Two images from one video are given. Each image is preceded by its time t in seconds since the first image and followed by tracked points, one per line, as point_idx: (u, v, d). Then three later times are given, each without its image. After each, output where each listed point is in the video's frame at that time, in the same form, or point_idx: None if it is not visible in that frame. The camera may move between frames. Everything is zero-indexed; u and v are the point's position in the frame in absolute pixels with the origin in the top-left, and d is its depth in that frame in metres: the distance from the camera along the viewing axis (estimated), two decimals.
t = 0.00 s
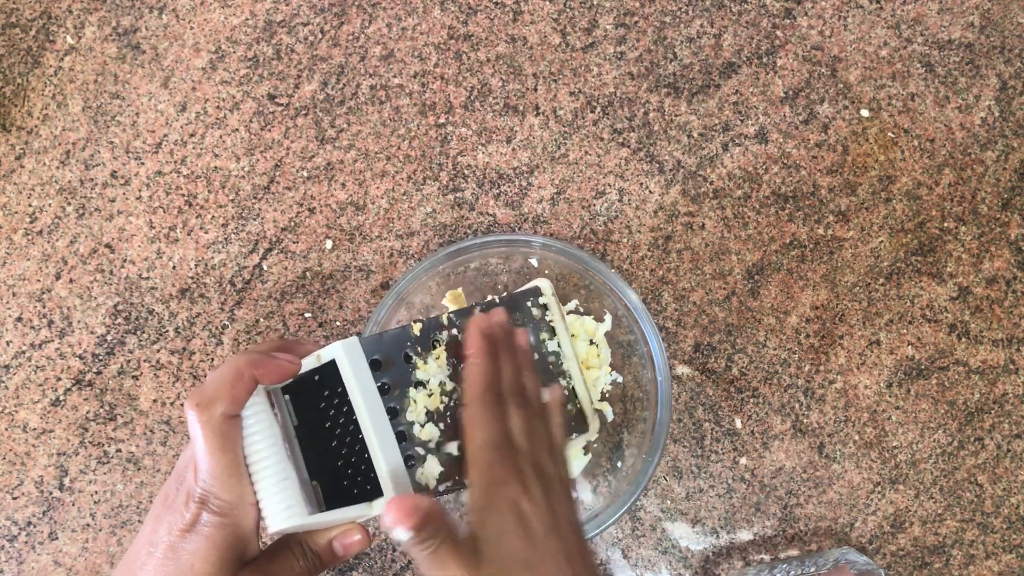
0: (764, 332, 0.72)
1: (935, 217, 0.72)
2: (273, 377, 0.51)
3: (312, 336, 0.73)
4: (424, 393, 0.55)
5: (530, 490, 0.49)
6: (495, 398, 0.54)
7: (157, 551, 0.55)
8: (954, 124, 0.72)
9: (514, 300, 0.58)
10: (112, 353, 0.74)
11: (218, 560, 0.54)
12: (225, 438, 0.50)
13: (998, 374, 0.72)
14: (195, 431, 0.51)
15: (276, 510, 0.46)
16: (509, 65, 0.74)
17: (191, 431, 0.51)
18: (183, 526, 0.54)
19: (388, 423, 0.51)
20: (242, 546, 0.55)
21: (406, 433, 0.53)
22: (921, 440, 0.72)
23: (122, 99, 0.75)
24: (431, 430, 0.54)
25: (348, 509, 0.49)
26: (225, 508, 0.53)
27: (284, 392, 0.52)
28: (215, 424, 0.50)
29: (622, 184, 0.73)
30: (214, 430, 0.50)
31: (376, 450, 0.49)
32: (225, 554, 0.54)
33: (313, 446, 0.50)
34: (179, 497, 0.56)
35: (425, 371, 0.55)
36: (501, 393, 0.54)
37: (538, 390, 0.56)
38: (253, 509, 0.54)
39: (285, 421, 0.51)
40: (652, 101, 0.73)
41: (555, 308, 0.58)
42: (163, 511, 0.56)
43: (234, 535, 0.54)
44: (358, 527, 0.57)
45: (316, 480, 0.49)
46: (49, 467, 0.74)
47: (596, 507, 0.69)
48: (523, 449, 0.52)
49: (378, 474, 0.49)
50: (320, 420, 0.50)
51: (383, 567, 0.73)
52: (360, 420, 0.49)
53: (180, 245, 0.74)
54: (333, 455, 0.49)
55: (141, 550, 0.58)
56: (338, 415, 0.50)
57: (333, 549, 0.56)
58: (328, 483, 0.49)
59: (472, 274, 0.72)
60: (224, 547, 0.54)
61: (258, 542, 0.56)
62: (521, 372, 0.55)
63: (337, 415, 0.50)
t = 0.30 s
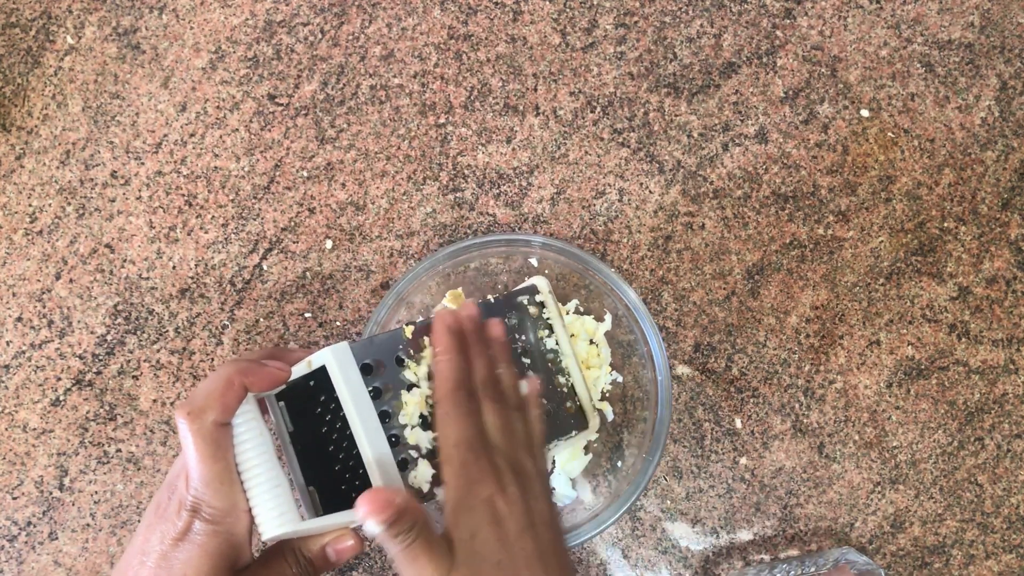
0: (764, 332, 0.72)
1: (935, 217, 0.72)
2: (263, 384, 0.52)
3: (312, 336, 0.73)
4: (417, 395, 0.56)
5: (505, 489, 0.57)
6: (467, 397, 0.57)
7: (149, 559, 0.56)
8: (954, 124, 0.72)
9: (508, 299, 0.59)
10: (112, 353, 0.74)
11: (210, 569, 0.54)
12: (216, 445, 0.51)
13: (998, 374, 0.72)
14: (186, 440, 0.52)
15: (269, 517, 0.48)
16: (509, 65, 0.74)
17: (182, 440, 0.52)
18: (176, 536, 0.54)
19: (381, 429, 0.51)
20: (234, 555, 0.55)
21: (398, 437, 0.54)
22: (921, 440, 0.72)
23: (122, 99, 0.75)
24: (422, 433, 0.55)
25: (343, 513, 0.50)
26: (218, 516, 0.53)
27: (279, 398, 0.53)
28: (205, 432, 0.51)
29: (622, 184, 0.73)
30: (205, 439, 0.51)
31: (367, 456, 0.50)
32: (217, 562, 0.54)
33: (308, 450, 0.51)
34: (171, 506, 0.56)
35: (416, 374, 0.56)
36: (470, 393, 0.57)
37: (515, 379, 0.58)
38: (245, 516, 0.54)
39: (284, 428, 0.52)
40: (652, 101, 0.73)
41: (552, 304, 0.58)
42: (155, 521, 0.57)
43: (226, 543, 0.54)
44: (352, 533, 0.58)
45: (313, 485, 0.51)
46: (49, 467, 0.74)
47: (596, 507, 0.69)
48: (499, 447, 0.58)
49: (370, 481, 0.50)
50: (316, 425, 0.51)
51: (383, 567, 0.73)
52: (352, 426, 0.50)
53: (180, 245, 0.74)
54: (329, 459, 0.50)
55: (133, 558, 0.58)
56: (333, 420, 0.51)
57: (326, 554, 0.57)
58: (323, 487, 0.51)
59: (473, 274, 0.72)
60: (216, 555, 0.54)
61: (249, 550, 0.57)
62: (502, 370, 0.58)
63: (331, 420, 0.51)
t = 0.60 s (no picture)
0: (764, 332, 0.72)
1: (935, 217, 0.72)
2: (252, 386, 0.52)
3: (312, 336, 0.73)
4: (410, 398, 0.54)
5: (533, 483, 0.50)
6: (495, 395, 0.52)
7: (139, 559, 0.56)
8: (954, 124, 0.72)
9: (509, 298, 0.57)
10: (112, 353, 0.74)
11: (199, 569, 0.54)
12: (204, 446, 0.51)
13: (998, 374, 0.72)
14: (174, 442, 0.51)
15: (258, 518, 0.47)
16: (509, 65, 0.74)
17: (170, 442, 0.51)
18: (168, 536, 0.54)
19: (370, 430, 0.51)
20: (223, 555, 0.55)
21: (390, 439, 0.53)
22: (921, 440, 0.72)
23: (122, 99, 0.75)
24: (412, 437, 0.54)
25: (333, 516, 0.49)
26: (206, 517, 0.53)
27: (273, 398, 0.52)
28: (193, 433, 0.50)
29: (622, 184, 0.73)
30: (190, 440, 0.51)
31: (358, 459, 0.50)
32: (205, 563, 0.54)
33: (301, 451, 0.50)
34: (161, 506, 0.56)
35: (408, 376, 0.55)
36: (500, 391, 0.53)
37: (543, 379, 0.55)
38: (234, 516, 0.54)
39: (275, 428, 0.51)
40: (652, 101, 0.73)
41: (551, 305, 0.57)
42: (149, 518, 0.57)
43: (215, 543, 0.54)
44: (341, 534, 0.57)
45: (305, 486, 0.50)
46: (49, 467, 0.74)
47: (597, 508, 0.69)
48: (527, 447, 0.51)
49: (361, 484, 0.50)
50: (309, 425, 0.50)
51: (383, 567, 0.73)
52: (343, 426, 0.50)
53: (180, 245, 0.74)
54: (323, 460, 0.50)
55: (123, 559, 0.58)
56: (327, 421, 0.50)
57: (316, 556, 0.57)
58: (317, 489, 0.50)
59: (472, 274, 0.72)
60: (205, 555, 0.54)
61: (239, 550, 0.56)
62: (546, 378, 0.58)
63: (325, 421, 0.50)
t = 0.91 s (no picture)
0: (764, 332, 0.72)
1: (935, 217, 0.72)
2: (329, 399, 0.53)
3: (312, 336, 0.73)
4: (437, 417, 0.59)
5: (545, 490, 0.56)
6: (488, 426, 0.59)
7: None
8: (954, 124, 0.72)
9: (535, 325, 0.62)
10: (112, 353, 0.74)
11: None
12: (285, 454, 0.50)
13: (998, 374, 0.72)
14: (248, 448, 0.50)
15: (322, 540, 0.49)
16: (509, 65, 0.74)
17: (243, 444, 0.50)
18: (208, 538, 0.54)
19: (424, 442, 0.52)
20: None
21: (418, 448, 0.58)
22: (921, 440, 0.72)
23: (121, 99, 0.75)
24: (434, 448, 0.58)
25: (390, 538, 0.50)
26: (276, 533, 0.50)
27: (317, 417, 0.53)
28: (275, 441, 0.50)
29: (622, 184, 0.73)
30: (280, 447, 0.50)
31: (415, 475, 0.50)
32: None
33: (344, 474, 0.51)
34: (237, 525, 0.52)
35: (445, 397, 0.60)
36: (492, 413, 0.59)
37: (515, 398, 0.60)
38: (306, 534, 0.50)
39: (321, 448, 0.52)
40: (652, 101, 0.73)
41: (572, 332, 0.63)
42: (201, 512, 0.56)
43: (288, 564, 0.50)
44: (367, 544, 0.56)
45: (349, 509, 0.50)
46: (49, 467, 0.74)
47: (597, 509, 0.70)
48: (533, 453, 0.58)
49: (418, 501, 0.50)
50: (350, 448, 0.52)
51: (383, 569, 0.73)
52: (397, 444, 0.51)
53: (180, 245, 0.74)
54: (362, 483, 0.50)
55: None
56: (368, 443, 0.52)
57: None
58: (360, 512, 0.50)
59: (490, 300, 0.73)
60: None
61: None
62: (493, 370, 0.60)
63: (365, 443, 0.52)
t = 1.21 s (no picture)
0: (764, 332, 0.72)
1: (935, 217, 0.72)
2: (326, 399, 0.53)
3: (312, 336, 0.73)
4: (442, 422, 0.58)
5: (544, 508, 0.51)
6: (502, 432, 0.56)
7: None
8: (954, 124, 0.72)
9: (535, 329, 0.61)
10: (112, 353, 0.74)
11: None
12: (284, 454, 0.50)
13: (998, 374, 0.72)
14: (246, 448, 0.50)
15: (320, 539, 0.49)
16: (509, 65, 0.74)
17: (241, 442, 0.50)
18: (206, 537, 0.53)
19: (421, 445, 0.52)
20: None
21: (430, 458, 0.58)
22: (921, 440, 0.72)
23: (121, 99, 0.75)
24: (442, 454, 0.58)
25: (388, 539, 0.50)
26: (272, 533, 0.49)
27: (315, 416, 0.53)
28: (273, 440, 0.50)
29: (622, 184, 0.73)
30: (278, 447, 0.50)
31: (411, 477, 0.50)
32: None
33: (342, 474, 0.51)
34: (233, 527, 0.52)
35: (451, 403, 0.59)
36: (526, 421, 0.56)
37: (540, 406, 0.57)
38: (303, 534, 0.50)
39: (319, 447, 0.52)
40: (652, 101, 0.73)
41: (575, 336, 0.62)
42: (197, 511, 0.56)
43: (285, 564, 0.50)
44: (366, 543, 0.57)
45: (346, 510, 0.50)
46: (49, 467, 0.74)
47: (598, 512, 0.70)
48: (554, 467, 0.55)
49: (415, 503, 0.50)
50: (348, 447, 0.52)
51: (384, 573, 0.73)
52: (395, 444, 0.51)
53: (180, 245, 0.74)
54: (360, 483, 0.50)
55: None
56: (366, 443, 0.52)
57: None
58: (357, 512, 0.50)
59: (492, 301, 0.72)
60: None
61: None
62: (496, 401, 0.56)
63: (363, 443, 0.52)
